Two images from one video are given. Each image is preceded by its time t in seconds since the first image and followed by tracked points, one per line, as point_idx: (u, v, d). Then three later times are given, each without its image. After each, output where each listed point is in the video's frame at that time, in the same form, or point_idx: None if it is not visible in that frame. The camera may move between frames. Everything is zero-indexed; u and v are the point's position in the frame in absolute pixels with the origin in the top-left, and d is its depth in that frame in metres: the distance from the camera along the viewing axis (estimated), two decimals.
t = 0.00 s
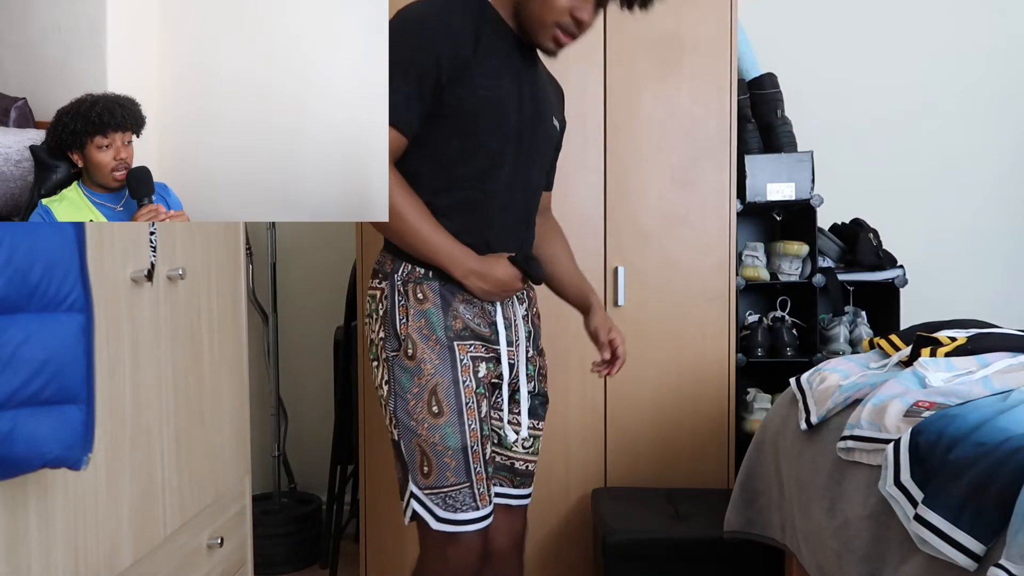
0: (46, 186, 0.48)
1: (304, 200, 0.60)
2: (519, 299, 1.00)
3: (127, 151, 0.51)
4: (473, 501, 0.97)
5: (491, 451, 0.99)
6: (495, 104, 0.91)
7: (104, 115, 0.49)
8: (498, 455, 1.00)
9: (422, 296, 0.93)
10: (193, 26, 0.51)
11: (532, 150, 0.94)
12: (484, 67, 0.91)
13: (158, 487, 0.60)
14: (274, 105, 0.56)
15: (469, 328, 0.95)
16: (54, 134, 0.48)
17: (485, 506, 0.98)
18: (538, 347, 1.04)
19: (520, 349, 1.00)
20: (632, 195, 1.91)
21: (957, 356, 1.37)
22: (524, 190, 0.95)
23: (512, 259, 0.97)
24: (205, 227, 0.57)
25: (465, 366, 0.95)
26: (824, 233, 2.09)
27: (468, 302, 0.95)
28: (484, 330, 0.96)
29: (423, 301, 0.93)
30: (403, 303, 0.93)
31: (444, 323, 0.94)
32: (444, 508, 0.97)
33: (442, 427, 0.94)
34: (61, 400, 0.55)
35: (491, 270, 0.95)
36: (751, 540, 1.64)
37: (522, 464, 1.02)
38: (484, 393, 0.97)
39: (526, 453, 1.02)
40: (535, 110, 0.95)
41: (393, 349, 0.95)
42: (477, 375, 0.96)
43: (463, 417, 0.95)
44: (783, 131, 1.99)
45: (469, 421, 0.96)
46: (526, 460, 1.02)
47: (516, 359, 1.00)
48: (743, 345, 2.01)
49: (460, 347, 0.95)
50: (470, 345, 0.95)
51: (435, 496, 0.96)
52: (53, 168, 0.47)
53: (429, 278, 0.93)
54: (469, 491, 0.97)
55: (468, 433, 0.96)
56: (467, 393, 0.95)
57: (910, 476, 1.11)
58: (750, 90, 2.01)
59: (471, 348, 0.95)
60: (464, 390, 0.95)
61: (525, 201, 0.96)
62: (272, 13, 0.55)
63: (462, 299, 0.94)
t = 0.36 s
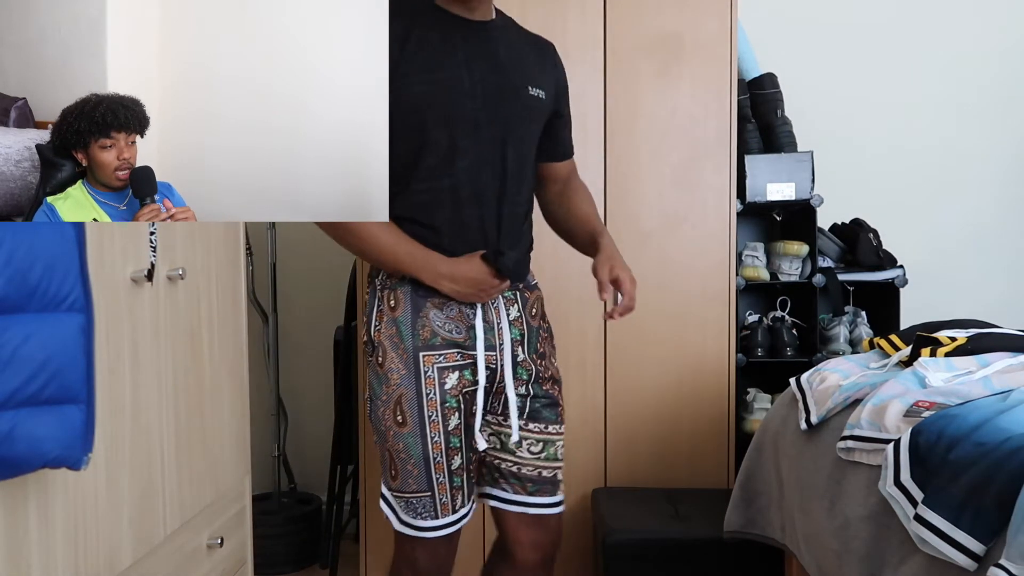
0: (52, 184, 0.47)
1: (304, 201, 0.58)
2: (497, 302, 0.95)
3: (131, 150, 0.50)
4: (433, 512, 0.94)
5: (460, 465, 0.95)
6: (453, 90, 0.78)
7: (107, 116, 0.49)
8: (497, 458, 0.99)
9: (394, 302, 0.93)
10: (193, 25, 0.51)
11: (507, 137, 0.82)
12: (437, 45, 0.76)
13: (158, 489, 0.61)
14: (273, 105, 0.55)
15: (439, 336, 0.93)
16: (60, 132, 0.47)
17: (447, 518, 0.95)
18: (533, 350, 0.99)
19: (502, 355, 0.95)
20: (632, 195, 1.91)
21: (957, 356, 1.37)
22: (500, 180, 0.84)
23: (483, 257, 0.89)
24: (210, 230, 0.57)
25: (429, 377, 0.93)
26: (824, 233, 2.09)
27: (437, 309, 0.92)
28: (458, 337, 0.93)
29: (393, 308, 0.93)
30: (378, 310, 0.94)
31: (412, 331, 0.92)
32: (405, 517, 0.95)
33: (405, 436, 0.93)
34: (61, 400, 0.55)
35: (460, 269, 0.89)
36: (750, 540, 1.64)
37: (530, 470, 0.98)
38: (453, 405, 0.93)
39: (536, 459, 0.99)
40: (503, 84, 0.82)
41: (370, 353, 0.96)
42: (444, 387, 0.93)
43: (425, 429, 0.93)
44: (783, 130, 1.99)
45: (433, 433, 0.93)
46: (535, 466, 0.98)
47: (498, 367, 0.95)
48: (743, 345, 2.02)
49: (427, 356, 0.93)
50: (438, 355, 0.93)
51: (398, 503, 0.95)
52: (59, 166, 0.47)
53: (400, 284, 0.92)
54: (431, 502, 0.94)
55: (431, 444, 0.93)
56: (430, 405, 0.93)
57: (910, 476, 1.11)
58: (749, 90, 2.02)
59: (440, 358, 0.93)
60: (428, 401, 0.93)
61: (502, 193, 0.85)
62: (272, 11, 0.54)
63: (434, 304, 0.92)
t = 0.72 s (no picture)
0: (57, 182, 0.48)
1: (305, 200, 0.62)
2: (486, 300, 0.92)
3: (138, 149, 0.52)
4: (423, 510, 0.92)
5: (451, 466, 0.93)
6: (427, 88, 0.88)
7: (121, 116, 0.50)
8: (516, 451, 0.95)
9: (385, 304, 0.94)
10: (191, 25, 0.53)
11: (492, 124, 0.90)
12: (411, 45, 0.88)
13: (158, 488, 0.62)
14: (274, 106, 0.58)
15: (425, 336, 0.92)
16: (65, 131, 0.48)
17: (439, 517, 0.93)
18: (540, 339, 0.94)
19: (492, 349, 0.93)
20: (632, 195, 1.91)
21: (957, 356, 1.37)
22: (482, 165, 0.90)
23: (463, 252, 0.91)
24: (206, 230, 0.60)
25: (413, 377, 0.91)
26: (824, 233, 2.10)
27: (422, 310, 0.92)
28: (446, 337, 0.92)
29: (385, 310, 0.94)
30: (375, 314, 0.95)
31: (399, 331, 0.92)
32: (398, 514, 0.94)
33: (397, 435, 0.92)
34: (61, 400, 0.52)
35: (442, 264, 0.90)
36: (750, 540, 1.63)
37: (547, 459, 0.93)
38: (437, 407, 0.92)
39: (552, 447, 0.93)
40: (479, 74, 0.90)
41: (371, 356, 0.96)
42: (428, 388, 0.91)
43: (411, 428, 0.91)
44: (783, 130, 1.98)
45: (418, 433, 0.91)
46: (553, 455, 0.93)
47: (486, 365, 0.93)
48: (743, 345, 2.02)
49: (413, 357, 0.92)
50: (422, 356, 0.92)
51: (390, 501, 0.94)
52: (63, 165, 0.48)
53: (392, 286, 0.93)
54: (420, 501, 0.92)
55: (417, 445, 0.91)
56: (415, 405, 0.91)
57: (910, 476, 1.11)
58: (749, 90, 2.02)
59: (425, 359, 0.92)
60: (412, 402, 0.91)
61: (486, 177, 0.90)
62: (273, 13, 0.57)
63: (419, 305, 0.93)
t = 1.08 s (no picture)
0: (57, 182, 0.48)
1: (303, 199, 0.62)
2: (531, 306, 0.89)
3: (135, 150, 0.53)
4: (451, 509, 0.91)
5: (482, 465, 0.90)
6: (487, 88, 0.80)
7: (117, 114, 0.51)
8: (526, 463, 0.93)
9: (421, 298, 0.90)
10: (191, 26, 0.55)
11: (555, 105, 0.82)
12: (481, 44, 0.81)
13: (159, 487, 0.61)
14: (274, 106, 0.59)
15: (461, 335, 0.89)
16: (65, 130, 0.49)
17: (466, 518, 0.91)
18: (572, 350, 0.91)
19: (527, 357, 0.89)
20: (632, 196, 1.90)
21: (957, 356, 1.37)
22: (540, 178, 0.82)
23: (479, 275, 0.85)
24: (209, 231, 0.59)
25: (449, 373, 0.89)
26: (824, 233, 2.10)
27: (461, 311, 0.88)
28: (481, 338, 0.89)
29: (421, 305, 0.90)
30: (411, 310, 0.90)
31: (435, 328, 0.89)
32: (424, 512, 0.92)
33: (425, 432, 0.89)
34: (61, 400, 0.54)
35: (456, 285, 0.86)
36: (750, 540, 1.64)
37: (558, 478, 0.92)
38: (471, 403, 0.89)
39: (564, 467, 0.92)
40: (541, 74, 0.81)
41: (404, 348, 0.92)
42: (462, 385, 0.89)
43: (442, 425, 0.89)
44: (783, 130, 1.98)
45: (450, 430, 0.89)
46: (562, 474, 0.92)
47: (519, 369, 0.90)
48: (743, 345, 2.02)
49: (449, 352, 0.89)
50: (457, 353, 0.89)
51: (416, 499, 0.92)
52: (62, 165, 0.49)
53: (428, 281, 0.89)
54: (448, 499, 0.90)
55: (447, 441, 0.89)
56: (448, 401, 0.89)
57: (910, 476, 1.11)
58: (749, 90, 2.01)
59: (461, 356, 0.89)
60: (445, 397, 0.89)
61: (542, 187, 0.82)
62: (273, 14, 0.58)
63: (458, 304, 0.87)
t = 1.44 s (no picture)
0: (55, 183, 0.47)
1: (303, 199, 0.62)
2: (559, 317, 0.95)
3: (131, 149, 0.51)
4: (473, 504, 0.95)
5: (506, 463, 0.95)
6: (535, 80, 0.92)
7: (112, 111, 0.50)
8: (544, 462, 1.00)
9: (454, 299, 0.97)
10: (191, 26, 0.54)
11: (587, 99, 0.93)
12: (545, 53, 0.94)
13: (159, 486, 0.62)
14: (274, 105, 0.58)
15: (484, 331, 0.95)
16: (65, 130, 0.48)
17: (489, 514, 0.95)
18: (592, 357, 0.97)
19: (547, 356, 0.95)
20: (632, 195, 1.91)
21: (957, 356, 1.37)
22: (578, 168, 0.92)
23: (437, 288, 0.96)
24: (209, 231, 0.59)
25: (471, 369, 0.95)
26: (824, 233, 2.10)
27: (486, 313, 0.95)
28: (503, 335, 0.95)
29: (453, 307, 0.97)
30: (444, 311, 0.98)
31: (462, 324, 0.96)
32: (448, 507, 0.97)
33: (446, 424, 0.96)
34: (61, 400, 0.54)
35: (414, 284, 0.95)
36: (750, 540, 1.63)
37: (574, 483, 0.98)
38: (491, 399, 0.95)
39: (580, 473, 0.98)
40: (587, 73, 0.94)
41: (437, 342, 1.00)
42: (483, 380, 0.95)
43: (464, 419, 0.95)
44: (783, 130, 1.98)
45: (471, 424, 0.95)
46: (578, 480, 0.98)
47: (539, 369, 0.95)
48: (743, 345, 2.02)
49: (472, 348, 0.96)
50: (481, 349, 0.95)
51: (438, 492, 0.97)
52: (61, 165, 0.48)
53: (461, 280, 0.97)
54: (471, 494, 0.95)
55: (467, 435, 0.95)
56: (468, 396, 0.95)
57: (910, 476, 1.11)
58: (750, 90, 2.02)
59: (483, 351, 0.95)
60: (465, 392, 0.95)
61: (579, 178, 0.92)
62: (273, 14, 0.57)
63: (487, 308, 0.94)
